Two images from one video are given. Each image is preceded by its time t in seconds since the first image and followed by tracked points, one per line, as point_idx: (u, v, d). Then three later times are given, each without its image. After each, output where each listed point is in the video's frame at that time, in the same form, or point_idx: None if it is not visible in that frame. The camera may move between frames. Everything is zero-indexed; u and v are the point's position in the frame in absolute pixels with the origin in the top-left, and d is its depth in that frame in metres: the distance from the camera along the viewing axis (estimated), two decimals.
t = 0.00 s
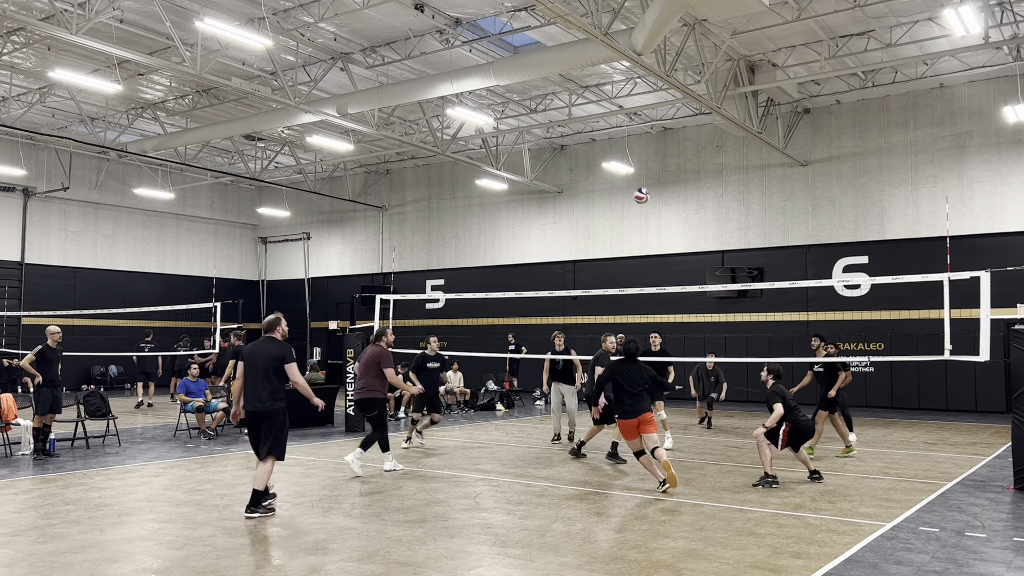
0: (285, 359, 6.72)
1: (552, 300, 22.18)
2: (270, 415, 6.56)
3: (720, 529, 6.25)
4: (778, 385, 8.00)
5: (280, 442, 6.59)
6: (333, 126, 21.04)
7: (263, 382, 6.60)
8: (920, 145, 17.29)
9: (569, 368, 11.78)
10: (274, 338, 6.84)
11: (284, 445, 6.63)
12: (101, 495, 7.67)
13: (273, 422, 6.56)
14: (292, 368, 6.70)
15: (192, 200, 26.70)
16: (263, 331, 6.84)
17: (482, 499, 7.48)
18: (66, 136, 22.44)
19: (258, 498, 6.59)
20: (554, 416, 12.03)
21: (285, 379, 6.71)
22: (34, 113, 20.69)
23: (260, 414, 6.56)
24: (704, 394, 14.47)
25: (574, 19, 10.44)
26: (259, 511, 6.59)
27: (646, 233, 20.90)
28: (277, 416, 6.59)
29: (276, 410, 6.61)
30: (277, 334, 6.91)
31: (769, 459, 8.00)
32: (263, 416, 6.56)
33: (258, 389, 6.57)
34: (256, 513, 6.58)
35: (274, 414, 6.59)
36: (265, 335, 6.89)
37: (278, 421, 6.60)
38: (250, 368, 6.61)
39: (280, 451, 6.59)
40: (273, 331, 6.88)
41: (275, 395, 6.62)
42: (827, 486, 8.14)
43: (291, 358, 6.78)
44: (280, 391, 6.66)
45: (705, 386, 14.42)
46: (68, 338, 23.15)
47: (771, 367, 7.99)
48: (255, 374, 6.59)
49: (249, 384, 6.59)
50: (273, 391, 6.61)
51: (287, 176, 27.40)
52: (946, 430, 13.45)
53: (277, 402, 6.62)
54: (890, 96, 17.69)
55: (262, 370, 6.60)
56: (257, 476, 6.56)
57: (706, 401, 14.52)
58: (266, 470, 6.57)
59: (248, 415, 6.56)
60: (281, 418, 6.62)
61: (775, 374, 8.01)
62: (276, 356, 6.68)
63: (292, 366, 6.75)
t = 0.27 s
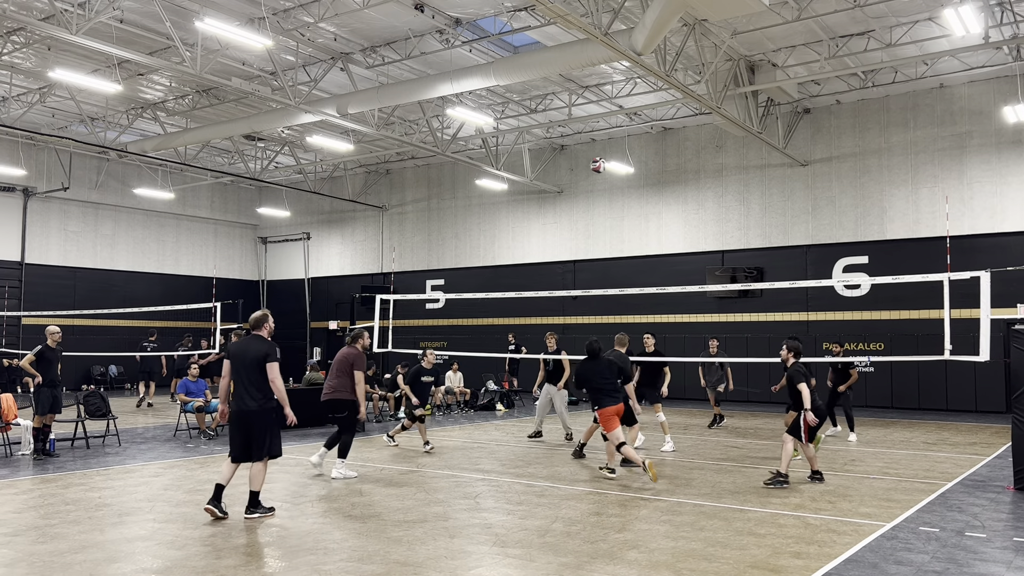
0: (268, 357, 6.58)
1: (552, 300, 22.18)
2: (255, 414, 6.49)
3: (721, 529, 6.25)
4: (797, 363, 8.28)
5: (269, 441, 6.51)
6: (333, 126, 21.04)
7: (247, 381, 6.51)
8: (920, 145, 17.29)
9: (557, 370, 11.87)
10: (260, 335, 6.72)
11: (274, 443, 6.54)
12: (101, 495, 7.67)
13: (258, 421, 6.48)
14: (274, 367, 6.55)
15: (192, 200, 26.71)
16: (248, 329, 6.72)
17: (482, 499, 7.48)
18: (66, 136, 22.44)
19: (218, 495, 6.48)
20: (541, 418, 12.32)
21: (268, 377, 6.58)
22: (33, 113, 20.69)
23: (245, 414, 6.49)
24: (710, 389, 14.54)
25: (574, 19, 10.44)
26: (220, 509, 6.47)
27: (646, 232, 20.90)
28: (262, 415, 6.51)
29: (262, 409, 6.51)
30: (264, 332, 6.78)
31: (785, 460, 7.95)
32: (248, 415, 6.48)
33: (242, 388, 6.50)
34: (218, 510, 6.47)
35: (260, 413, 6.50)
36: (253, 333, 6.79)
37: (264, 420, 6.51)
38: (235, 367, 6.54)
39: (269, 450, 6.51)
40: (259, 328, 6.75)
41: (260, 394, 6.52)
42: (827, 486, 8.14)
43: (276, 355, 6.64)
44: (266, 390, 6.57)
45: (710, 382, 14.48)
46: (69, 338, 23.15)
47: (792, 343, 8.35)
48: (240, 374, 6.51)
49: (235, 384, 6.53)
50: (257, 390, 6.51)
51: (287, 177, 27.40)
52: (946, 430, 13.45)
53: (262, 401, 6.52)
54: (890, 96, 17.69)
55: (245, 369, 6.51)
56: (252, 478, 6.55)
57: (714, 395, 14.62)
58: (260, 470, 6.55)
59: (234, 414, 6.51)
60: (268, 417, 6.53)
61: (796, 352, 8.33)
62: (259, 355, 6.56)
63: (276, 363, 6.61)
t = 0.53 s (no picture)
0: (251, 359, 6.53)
1: (552, 300, 22.18)
2: (236, 416, 6.45)
3: (721, 529, 6.25)
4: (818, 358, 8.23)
5: (252, 443, 6.47)
6: (333, 126, 21.05)
7: (229, 383, 6.48)
8: (920, 145, 17.29)
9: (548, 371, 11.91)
10: (245, 338, 6.70)
11: (258, 445, 6.49)
12: (100, 495, 7.67)
13: (240, 423, 6.44)
14: (257, 368, 6.50)
15: (192, 200, 26.71)
16: (235, 331, 6.71)
17: (483, 499, 7.47)
18: (66, 136, 22.45)
19: (212, 502, 6.37)
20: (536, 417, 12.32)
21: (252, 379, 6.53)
22: (33, 113, 20.69)
23: (226, 415, 6.46)
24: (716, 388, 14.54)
25: (573, 19, 10.44)
26: (214, 516, 6.38)
27: (646, 232, 20.90)
28: (244, 416, 6.46)
29: (243, 411, 6.46)
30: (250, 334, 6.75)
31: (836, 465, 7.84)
32: (230, 417, 6.45)
33: (223, 390, 6.48)
34: (214, 518, 6.36)
35: (242, 415, 6.46)
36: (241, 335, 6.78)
37: (246, 422, 6.46)
38: (219, 369, 6.55)
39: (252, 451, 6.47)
40: (246, 331, 6.72)
41: (241, 395, 6.47)
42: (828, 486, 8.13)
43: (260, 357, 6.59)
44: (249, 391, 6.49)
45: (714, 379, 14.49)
46: (68, 338, 23.15)
47: (814, 337, 8.32)
48: (223, 376, 6.51)
49: (218, 386, 6.52)
50: (238, 391, 6.47)
51: (287, 176, 27.40)
52: (946, 430, 13.45)
53: (243, 403, 6.47)
54: (891, 96, 17.69)
55: (228, 371, 6.49)
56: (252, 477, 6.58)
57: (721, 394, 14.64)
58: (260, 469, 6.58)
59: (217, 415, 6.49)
60: (250, 419, 6.48)
61: (817, 345, 8.27)
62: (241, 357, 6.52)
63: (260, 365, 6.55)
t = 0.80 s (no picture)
0: (253, 358, 6.57)
1: (552, 300, 22.18)
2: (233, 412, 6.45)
3: (721, 528, 6.25)
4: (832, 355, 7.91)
5: (247, 440, 6.46)
6: (333, 126, 21.05)
7: (227, 379, 6.49)
8: (920, 145, 17.29)
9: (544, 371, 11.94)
10: (246, 337, 6.74)
11: (253, 443, 6.49)
12: (101, 495, 7.67)
13: (236, 419, 6.45)
14: (258, 367, 6.54)
15: (192, 200, 26.71)
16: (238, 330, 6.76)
17: (482, 499, 7.48)
18: (66, 136, 22.45)
19: (212, 502, 6.40)
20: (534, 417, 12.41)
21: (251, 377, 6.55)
22: (34, 113, 20.69)
23: (223, 411, 6.45)
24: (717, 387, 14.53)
25: (573, 19, 10.44)
26: (214, 515, 6.39)
27: (646, 232, 20.90)
28: (240, 413, 6.46)
29: (239, 407, 6.47)
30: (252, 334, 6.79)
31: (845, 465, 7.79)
32: (229, 414, 6.44)
33: (221, 386, 6.49)
34: (214, 517, 6.38)
35: (239, 412, 6.46)
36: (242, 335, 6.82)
37: (242, 419, 6.46)
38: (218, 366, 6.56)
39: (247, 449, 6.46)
40: (248, 331, 6.77)
41: (239, 393, 6.48)
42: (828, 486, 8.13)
43: (261, 356, 6.63)
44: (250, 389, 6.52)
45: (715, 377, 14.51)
46: (69, 338, 23.15)
47: (827, 334, 8.04)
48: (224, 373, 6.49)
49: (217, 382, 6.53)
50: (237, 388, 6.48)
51: (287, 176, 27.40)
52: (945, 430, 13.45)
53: (241, 400, 6.48)
54: (891, 96, 17.69)
55: (227, 368, 6.50)
56: (254, 475, 6.57)
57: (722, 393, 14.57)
58: (259, 468, 6.55)
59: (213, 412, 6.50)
60: (246, 416, 6.48)
61: (830, 342, 7.96)
62: (242, 355, 6.55)
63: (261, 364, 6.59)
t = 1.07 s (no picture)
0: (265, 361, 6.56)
1: (552, 300, 22.18)
2: (245, 415, 6.46)
3: (721, 529, 6.25)
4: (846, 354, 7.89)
5: (258, 441, 6.48)
6: (333, 126, 21.05)
7: (240, 381, 6.48)
8: (920, 145, 17.29)
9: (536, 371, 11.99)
10: (257, 338, 6.69)
11: (264, 444, 6.52)
12: (101, 495, 7.66)
13: (247, 422, 6.45)
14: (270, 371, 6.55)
15: (192, 200, 26.71)
16: (247, 331, 6.69)
17: (482, 499, 7.47)
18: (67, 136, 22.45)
19: (213, 501, 6.41)
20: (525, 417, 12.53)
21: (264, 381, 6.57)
22: (34, 113, 20.69)
23: (234, 413, 6.46)
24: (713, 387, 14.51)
25: (573, 19, 10.44)
26: (216, 514, 6.42)
27: (646, 232, 20.90)
28: (252, 416, 6.47)
29: (251, 410, 6.48)
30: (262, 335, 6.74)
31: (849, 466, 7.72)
32: (240, 415, 6.45)
33: (234, 388, 6.47)
34: (215, 515, 6.41)
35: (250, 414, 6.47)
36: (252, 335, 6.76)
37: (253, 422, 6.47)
38: (229, 367, 6.52)
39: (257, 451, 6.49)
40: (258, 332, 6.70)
41: (251, 395, 6.50)
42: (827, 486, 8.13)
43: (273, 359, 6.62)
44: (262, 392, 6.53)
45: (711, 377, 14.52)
46: (69, 338, 23.15)
47: (841, 332, 8.00)
48: (236, 375, 6.48)
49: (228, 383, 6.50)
50: (249, 391, 6.49)
51: (287, 176, 27.40)
52: (945, 430, 13.45)
53: (253, 402, 6.50)
54: (891, 96, 17.69)
55: (239, 370, 6.49)
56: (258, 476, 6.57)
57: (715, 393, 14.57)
58: (263, 469, 6.55)
59: (223, 412, 6.49)
60: (258, 419, 6.50)
61: (844, 340, 7.94)
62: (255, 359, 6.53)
63: (273, 369, 6.61)
